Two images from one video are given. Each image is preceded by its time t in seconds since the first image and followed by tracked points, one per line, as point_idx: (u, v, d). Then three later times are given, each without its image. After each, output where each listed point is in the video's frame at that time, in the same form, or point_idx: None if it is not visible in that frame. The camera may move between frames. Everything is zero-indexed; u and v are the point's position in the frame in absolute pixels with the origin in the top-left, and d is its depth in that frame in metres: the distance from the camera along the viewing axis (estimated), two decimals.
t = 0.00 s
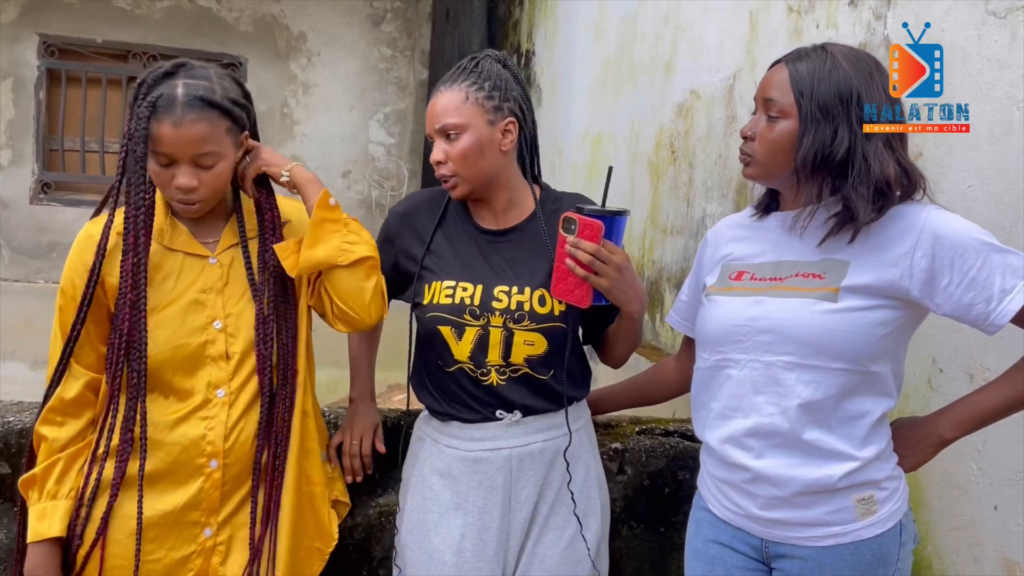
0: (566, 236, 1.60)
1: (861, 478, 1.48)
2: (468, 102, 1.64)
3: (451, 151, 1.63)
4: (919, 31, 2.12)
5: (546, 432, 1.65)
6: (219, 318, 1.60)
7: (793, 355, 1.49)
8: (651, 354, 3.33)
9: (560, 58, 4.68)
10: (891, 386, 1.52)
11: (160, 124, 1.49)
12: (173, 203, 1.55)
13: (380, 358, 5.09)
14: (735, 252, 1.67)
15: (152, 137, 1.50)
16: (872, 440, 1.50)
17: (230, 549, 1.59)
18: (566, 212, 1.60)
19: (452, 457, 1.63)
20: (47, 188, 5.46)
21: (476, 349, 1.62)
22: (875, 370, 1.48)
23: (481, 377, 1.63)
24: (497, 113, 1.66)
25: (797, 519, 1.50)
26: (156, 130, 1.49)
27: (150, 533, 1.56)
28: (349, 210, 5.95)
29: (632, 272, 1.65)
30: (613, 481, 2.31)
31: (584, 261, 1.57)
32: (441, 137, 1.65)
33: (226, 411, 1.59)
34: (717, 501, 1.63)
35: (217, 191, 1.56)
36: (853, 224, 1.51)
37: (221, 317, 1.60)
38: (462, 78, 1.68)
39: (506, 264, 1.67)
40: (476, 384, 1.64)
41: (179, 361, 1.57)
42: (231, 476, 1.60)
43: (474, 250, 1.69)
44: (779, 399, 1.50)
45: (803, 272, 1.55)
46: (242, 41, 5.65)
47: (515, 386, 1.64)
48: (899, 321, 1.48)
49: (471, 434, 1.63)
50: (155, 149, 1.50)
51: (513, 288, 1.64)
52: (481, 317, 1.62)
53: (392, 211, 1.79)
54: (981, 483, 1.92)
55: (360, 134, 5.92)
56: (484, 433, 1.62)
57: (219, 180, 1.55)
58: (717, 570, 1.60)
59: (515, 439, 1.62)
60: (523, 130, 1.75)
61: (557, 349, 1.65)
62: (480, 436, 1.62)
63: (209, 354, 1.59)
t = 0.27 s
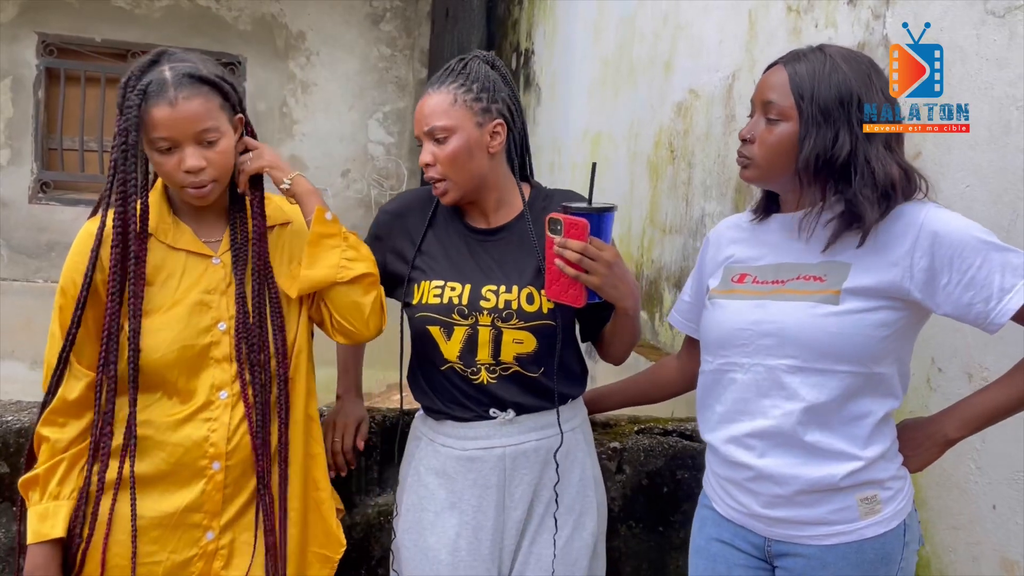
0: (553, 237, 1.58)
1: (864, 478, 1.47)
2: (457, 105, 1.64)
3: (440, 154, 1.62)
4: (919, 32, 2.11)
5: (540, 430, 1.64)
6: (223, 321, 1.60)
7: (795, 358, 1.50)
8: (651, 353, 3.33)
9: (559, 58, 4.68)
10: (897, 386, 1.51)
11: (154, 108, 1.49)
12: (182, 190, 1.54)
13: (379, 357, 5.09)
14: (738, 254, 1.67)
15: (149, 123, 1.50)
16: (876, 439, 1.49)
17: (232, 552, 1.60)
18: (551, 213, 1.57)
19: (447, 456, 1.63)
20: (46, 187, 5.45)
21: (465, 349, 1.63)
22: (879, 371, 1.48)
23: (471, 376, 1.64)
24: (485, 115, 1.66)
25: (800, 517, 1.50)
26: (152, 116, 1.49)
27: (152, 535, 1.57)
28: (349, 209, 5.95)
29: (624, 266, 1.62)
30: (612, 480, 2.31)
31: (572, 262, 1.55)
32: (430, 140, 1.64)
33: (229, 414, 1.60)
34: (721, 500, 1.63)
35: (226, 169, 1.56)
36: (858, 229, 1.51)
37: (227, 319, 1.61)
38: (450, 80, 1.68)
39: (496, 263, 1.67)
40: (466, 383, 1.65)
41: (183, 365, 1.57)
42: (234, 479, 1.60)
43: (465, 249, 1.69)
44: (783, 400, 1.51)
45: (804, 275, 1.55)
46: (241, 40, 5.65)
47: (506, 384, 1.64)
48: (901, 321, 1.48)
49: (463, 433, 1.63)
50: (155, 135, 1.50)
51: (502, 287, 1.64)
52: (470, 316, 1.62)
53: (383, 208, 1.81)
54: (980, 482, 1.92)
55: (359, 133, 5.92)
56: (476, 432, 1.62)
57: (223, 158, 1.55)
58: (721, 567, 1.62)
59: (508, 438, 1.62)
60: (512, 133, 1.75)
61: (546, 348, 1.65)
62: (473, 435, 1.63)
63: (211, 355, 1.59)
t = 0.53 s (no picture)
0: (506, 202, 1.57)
1: (866, 475, 1.47)
2: (470, 102, 1.63)
3: (450, 150, 1.61)
4: (919, 31, 2.11)
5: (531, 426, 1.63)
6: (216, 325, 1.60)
7: (798, 358, 1.50)
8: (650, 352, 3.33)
9: (558, 57, 4.68)
10: (900, 385, 1.51)
11: (163, 101, 1.49)
12: (182, 185, 1.53)
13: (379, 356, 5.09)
14: (741, 253, 1.66)
15: (156, 117, 1.49)
16: (878, 437, 1.49)
17: (233, 556, 1.60)
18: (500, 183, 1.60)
19: (439, 452, 1.64)
20: (45, 187, 5.45)
21: (454, 340, 1.63)
22: (883, 371, 1.48)
23: (460, 367, 1.64)
24: (497, 115, 1.66)
25: (804, 514, 1.50)
26: (160, 108, 1.49)
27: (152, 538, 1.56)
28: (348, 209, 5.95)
29: (579, 220, 1.57)
30: (611, 479, 2.31)
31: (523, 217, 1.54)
32: (440, 136, 1.63)
33: (226, 416, 1.60)
34: (723, 497, 1.63)
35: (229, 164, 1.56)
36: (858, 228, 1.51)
37: (222, 320, 1.60)
38: (463, 76, 1.67)
39: (489, 258, 1.67)
40: (457, 376, 1.65)
41: (178, 366, 1.57)
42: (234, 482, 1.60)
43: (460, 245, 1.69)
44: (786, 399, 1.51)
45: (807, 275, 1.55)
46: (240, 40, 5.65)
47: (495, 377, 1.63)
48: (904, 320, 1.48)
49: (455, 429, 1.63)
50: (161, 128, 1.50)
51: (493, 281, 1.64)
52: (460, 308, 1.62)
53: (388, 200, 1.82)
54: (979, 481, 1.92)
55: (358, 133, 5.92)
56: (466, 427, 1.62)
57: (226, 156, 1.55)
58: (722, 565, 1.62)
59: (499, 434, 1.61)
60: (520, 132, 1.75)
61: (535, 343, 1.64)
62: (463, 430, 1.63)
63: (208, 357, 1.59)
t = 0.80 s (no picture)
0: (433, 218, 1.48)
1: (866, 473, 1.48)
2: (475, 110, 1.59)
3: (459, 160, 1.58)
4: (919, 31, 2.11)
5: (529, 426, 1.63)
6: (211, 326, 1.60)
7: (801, 358, 1.50)
8: (651, 352, 3.33)
9: (557, 57, 4.68)
10: (901, 382, 1.51)
11: (206, 107, 1.49)
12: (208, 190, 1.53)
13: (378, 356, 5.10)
14: (743, 252, 1.66)
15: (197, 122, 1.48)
16: (878, 435, 1.49)
17: (229, 559, 1.61)
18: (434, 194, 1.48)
19: (438, 451, 1.64)
20: (44, 186, 5.45)
21: (449, 339, 1.63)
22: (885, 372, 1.48)
23: (456, 365, 1.64)
24: (501, 118, 1.62)
25: (803, 512, 1.50)
26: (204, 114, 1.49)
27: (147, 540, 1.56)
28: (347, 208, 5.95)
29: (503, 250, 1.45)
30: (611, 479, 2.31)
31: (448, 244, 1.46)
32: (447, 146, 1.59)
33: (220, 418, 1.60)
34: (723, 495, 1.64)
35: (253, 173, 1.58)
36: (865, 225, 1.50)
37: (214, 322, 1.60)
38: (463, 82, 1.61)
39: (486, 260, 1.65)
40: (455, 373, 1.65)
41: (170, 368, 1.57)
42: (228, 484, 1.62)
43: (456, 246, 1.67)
44: (788, 399, 1.51)
45: (811, 275, 1.55)
46: (239, 39, 5.64)
47: (491, 377, 1.64)
48: (907, 322, 1.48)
49: (452, 428, 1.64)
50: (200, 134, 1.49)
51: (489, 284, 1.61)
52: (454, 309, 1.61)
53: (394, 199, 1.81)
54: (979, 481, 1.92)
55: (357, 132, 5.92)
56: (464, 427, 1.62)
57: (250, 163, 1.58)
58: (721, 564, 1.62)
59: (497, 434, 1.61)
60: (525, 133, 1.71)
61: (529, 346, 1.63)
62: (460, 430, 1.63)
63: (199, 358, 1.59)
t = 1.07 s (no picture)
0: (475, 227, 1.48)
1: (867, 472, 1.47)
2: (484, 118, 1.55)
3: (473, 168, 1.55)
4: (919, 31, 2.10)
5: (529, 428, 1.63)
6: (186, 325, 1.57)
7: (801, 358, 1.50)
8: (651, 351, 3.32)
9: (557, 57, 4.68)
10: (902, 379, 1.51)
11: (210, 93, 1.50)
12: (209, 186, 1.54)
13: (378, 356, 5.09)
14: (744, 252, 1.66)
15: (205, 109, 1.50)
16: (879, 434, 1.49)
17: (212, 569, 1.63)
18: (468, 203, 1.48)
19: (438, 454, 1.64)
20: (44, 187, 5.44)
21: (449, 345, 1.62)
22: (885, 370, 1.48)
23: (456, 371, 1.63)
24: (503, 121, 1.61)
25: (804, 511, 1.50)
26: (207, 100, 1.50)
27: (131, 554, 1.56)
28: (347, 209, 5.95)
29: (555, 250, 1.47)
30: (611, 479, 2.31)
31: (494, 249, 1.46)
32: (458, 155, 1.55)
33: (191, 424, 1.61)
34: (724, 494, 1.63)
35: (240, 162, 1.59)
36: (864, 224, 1.50)
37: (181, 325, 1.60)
38: (467, 88, 1.56)
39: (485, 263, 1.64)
40: (454, 379, 1.64)
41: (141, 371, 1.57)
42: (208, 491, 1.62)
43: (455, 249, 1.66)
44: (788, 398, 1.51)
45: (811, 274, 1.54)
46: (239, 40, 5.64)
47: (491, 381, 1.63)
48: (907, 321, 1.48)
49: (453, 432, 1.63)
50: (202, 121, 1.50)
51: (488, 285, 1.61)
52: (453, 314, 1.60)
53: (381, 201, 1.79)
54: (979, 480, 1.92)
55: (357, 132, 5.92)
56: (465, 430, 1.62)
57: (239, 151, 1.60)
58: (723, 563, 1.62)
59: (497, 437, 1.61)
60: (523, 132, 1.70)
61: (529, 347, 1.62)
62: (461, 434, 1.62)
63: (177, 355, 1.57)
